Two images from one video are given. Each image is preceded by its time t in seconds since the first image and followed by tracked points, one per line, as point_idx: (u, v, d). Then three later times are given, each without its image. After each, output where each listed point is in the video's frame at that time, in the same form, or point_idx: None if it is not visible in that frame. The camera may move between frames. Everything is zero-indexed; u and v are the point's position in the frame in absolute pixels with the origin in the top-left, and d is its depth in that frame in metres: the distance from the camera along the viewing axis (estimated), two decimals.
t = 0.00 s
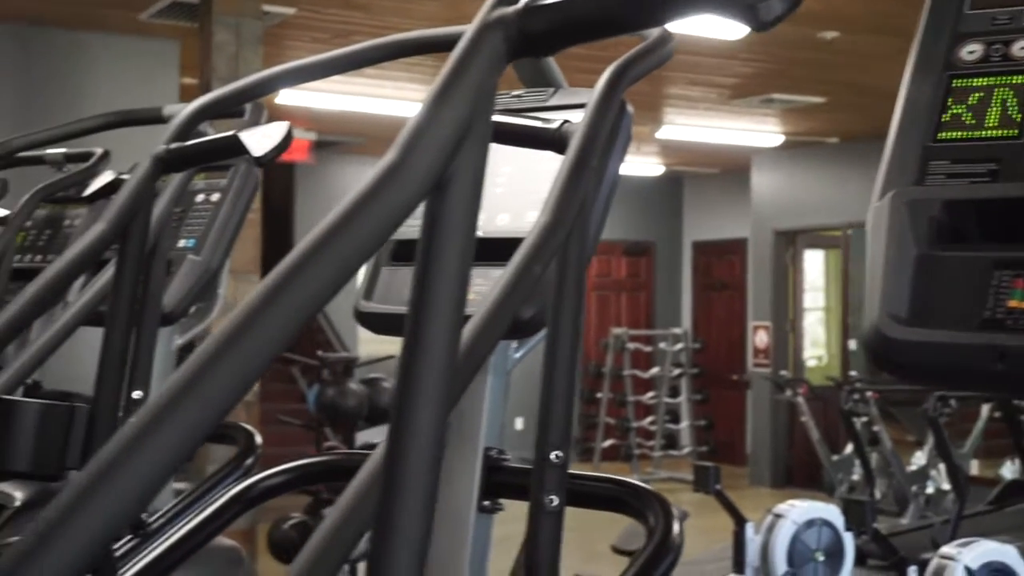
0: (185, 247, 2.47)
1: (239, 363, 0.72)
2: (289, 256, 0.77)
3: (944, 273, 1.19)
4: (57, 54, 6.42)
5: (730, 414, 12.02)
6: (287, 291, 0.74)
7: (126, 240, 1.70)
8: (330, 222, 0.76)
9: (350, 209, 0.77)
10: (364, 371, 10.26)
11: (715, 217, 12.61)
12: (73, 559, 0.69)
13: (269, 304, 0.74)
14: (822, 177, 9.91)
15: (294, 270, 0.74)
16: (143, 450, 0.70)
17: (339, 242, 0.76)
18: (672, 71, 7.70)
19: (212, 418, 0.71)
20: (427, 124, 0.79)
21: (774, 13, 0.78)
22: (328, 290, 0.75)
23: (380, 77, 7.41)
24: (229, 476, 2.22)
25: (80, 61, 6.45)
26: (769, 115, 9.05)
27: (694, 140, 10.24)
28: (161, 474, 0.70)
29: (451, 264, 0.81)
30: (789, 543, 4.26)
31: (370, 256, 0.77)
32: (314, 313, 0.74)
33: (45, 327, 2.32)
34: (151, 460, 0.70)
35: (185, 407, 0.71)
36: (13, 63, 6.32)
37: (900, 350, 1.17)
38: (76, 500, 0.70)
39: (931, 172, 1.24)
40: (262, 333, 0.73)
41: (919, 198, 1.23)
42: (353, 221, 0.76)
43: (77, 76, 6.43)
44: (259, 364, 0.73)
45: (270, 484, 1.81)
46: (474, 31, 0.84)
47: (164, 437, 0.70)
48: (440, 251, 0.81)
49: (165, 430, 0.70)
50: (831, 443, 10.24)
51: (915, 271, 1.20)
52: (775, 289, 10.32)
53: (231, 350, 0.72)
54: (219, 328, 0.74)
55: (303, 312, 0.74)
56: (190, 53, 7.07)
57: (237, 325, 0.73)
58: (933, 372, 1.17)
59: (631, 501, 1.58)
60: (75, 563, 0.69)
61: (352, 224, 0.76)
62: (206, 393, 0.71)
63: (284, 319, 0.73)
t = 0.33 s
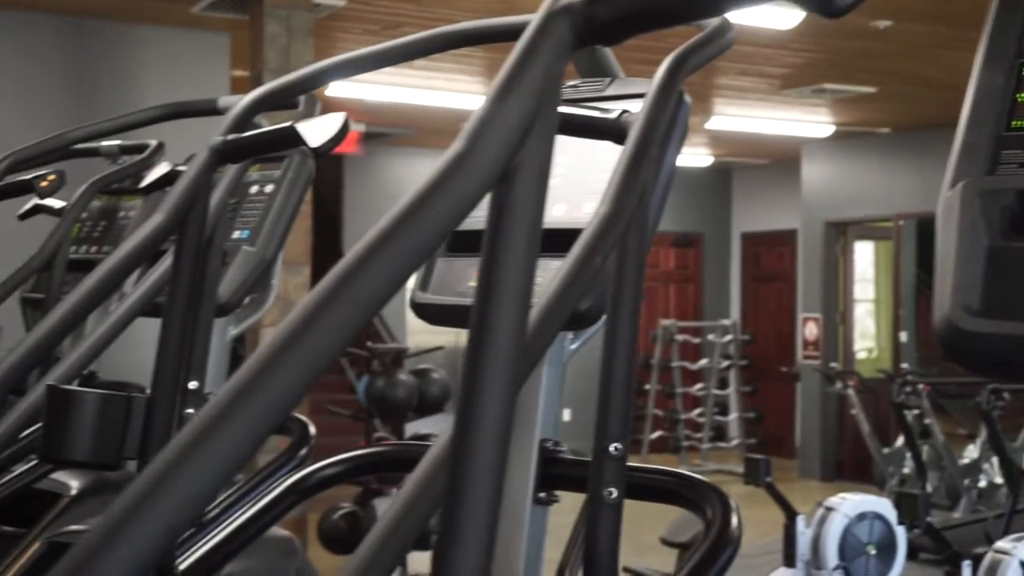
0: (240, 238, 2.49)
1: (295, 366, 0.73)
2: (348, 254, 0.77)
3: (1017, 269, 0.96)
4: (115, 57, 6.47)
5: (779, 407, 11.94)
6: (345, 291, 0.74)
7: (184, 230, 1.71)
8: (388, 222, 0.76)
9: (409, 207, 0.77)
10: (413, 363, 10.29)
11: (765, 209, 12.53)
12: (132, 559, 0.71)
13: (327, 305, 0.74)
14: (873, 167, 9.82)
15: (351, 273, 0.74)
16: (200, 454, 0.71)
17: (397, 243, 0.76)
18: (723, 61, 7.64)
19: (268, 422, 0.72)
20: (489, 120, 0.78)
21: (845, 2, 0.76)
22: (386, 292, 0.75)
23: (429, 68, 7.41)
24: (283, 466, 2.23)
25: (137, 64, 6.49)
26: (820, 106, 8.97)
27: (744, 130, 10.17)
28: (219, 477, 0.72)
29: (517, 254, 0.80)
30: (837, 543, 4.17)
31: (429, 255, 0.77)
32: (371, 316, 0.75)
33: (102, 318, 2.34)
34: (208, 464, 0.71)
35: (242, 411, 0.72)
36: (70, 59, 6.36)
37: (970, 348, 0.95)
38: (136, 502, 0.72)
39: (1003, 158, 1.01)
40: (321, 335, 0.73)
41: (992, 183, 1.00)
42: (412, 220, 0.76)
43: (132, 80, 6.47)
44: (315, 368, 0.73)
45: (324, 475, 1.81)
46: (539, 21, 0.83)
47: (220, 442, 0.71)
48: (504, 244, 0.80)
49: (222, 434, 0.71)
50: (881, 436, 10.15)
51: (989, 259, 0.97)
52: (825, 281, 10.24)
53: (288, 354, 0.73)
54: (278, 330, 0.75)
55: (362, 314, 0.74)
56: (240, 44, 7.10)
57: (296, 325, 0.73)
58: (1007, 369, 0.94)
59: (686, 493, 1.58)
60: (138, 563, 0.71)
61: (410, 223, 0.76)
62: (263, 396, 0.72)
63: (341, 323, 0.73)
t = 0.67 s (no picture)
0: (286, 229, 2.50)
1: (350, 363, 0.74)
2: (398, 253, 0.79)
3: None
4: (150, 51, 6.47)
5: (822, 394, 11.88)
6: (393, 294, 0.76)
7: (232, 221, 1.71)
8: (436, 222, 0.78)
9: (458, 206, 0.79)
10: (455, 353, 10.31)
11: (806, 196, 12.43)
12: (193, 558, 0.72)
13: (378, 307, 0.75)
14: (917, 153, 9.72)
15: (402, 274, 0.76)
16: (254, 457, 0.73)
17: (445, 244, 0.77)
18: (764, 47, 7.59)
19: (321, 422, 0.74)
20: (539, 119, 0.80)
21: None
22: (433, 293, 0.77)
23: (468, 58, 7.40)
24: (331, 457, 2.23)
25: (173, 58, 6.49)
26: (863, 91, 8.90)
27: (785, 117, 10.09)
28: (272, 481, 0.73)
29: (576, 240, 0.82)
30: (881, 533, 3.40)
31: (475, 258, 0.79)
32: (422, 315, 0.76)
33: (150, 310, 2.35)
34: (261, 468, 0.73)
35: (293, 415, 0.73)
36: (107, 55, 6.37)
37: None
38: (192, 502, 0.73)
39: None
40: (371, 338, 0.75)
41: None
42: (457, 223, 0.78)
43: (168, 75, 6.48)
44: (366, 369, 0.75)
45: (374, 465, 1.80)
46: (590, 14, 0.84)
47: (279, 439, 0.73)
48: (564, 229, 0.82)
49: (274, 437, 0.73)
50: (925, 424, 10.07)
51: None
52: (868, 267, 10.16)
53: (338, 356, 0.74)
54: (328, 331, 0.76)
55: (412, 316, 0.76)
56: (280, 36, 7.11)
57: (346, 326, 0.75)
58: None
59: (739, 482, 1.57)
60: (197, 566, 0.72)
61: (459, 222, 0.78)
62: (317, 399, 0.74)
63: (393, 323, 0.75)
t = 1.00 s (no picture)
0: (336, 220, 2.49)
1: (420, 357, 0.78)
2: (456, 255, 0.82)
3: None
4: (192, 47, 6.45)
5: (867, 389, 11.77)
6: (449, 299, 0.79)
7: (286, 213, 1.72)
8: (494, 224, 0.81)
9: (523, 201, 0.81)
10: (498, 346, 10.29)
11: (852, 188, 12.31)
12: (272, 540, 0.77)
13: (432, 311, 0.79)
14: (964, 145, 9.62)
15: (467, 268, 0.80)
16: (327, 447, 0.77)
17: (499, 248, 0.80)
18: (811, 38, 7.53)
19: (380, 424, 0.77)
20: (597, 124, 0.82)
21: None
22: (490, 298, 0.80)
23: (513, 51, 7.40)
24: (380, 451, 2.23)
25: (217, 54, 6.49)
26: (909, 83, 8.82)
27: (831, 109, 10.01)
28: (343, 472, 0.77)
29: (644, 227, 0.85)
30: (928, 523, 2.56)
31: (533, 258, 0.81)
32: (486, 308, 0.80)
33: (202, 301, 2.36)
34: (320, 469, 0.77)
35: (352, 419, 0.77)
36: (152, 50, 6.37)
37: None
38: (258, 497, 0.78)
39: None
40: (425, 344, 0.78)
41: None
42: (522, 216, 0.81)
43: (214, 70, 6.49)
44: (427, 369, 0.78)
45: (425, 458, 1.80)
46: (652, 12, 0.85)
47: (349, 429, 0.77)
48: (633, 217, 0.85)
49: (342, 429, 0.77)
50: (972, 420, 9.94)
51: None
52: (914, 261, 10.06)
53: (394, 361, 0.78)
54: (390, 330, 0.80)
55: (468, 320, 0.79)
56: (327, 29, 7.13)
57: (402, 333, 0.79)
58: None
59: (797, 477, 1.55)
60: (265, 558, 0.77)
61: (515, 224, 0.81)
62: (385, 391, 0.77)
63: (458, 315, 0.79)
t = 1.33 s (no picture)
0: (371, 213, 2.50)
1: (484, 339, 0.83)
2: (505, 257, 0.86)
3: None
4: (223, 40, 6.27)
5: (897, 385, 11.70)
6: (499, 300, 0.83)
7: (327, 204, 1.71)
8: (557, 210, 0.85)
9: (582, 190, 0.86)
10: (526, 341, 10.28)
11: (883, 183, 12.23)
12: (340, 519, 0.80)
13: (485, 311, 0.83)
14: (998, 141, 9.56)
15: (531, 253, 0.84)
16: (393, 429, 0.81)
17: (545, 252, 0.84)
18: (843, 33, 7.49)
19: (432, 424, 0.81)
20: (649, 120, 0.87)
21: None
22: (538, 300, 0.84)
23: (545, 45, 7.39)
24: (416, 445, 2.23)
25: (248, 47, 6.31)
26: (942, 78, 8.77)
27: (863, 104, 9.95)
28: (409, 454, 0.81)
29: (702, 217, 0.90)
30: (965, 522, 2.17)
31: (593, 246, 0.85)
32: (550, 292, 0.84)
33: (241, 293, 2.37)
34: (371, 471, 0.80)
35: (403, 421, 0.81)
36: (182, 44, 6.19)
37: None
38: (311, 499, 0.81)
39: None
40: (475, 346, 0.82)
41: None
42: (584, 203, 0.85)
43: (244, 65, 6.31)
44: (493, 352, 0.82)
45: (463, 450, 1.80)
46: (705, 8, 0.91)
47: (417, 410, 0.81)
48: (689, 204, 0.90)
49: (411, 408, 0.81)
50: (1004, 417, 9.86)
51: None
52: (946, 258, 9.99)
53: (445, 362, 0.82)
54: (455, 313, 0.85)
55: (516, 322, 0.83)
56: (358, 22, 7.13)
57: (451, 335, 0.83)
58: None
59: (840, 472, 1.54)
60: (317, 557, 0.80)
61: (562, 228, 0.85)
62: (453, 372, 0.82)
63: (522, 300, 0.83)
